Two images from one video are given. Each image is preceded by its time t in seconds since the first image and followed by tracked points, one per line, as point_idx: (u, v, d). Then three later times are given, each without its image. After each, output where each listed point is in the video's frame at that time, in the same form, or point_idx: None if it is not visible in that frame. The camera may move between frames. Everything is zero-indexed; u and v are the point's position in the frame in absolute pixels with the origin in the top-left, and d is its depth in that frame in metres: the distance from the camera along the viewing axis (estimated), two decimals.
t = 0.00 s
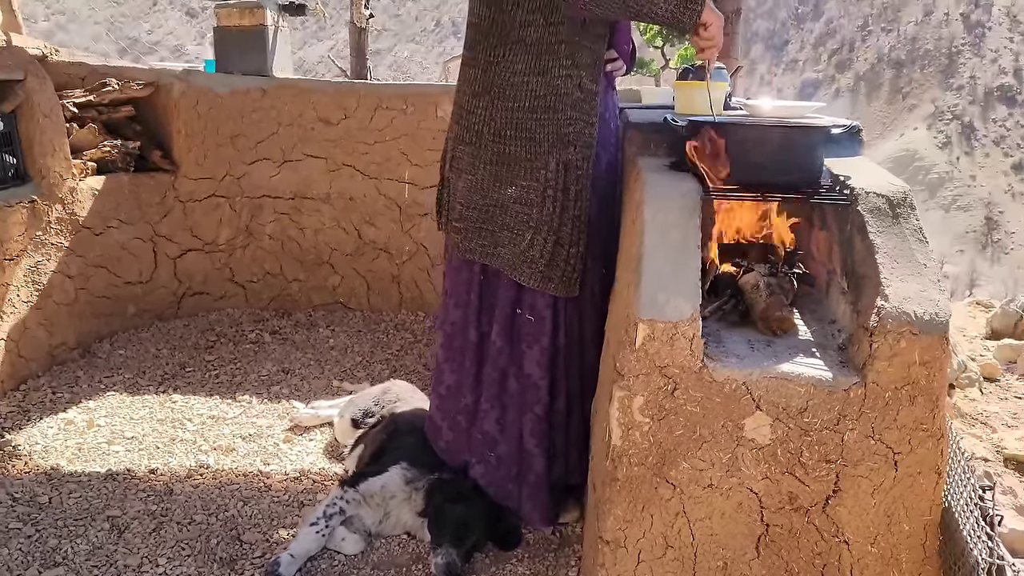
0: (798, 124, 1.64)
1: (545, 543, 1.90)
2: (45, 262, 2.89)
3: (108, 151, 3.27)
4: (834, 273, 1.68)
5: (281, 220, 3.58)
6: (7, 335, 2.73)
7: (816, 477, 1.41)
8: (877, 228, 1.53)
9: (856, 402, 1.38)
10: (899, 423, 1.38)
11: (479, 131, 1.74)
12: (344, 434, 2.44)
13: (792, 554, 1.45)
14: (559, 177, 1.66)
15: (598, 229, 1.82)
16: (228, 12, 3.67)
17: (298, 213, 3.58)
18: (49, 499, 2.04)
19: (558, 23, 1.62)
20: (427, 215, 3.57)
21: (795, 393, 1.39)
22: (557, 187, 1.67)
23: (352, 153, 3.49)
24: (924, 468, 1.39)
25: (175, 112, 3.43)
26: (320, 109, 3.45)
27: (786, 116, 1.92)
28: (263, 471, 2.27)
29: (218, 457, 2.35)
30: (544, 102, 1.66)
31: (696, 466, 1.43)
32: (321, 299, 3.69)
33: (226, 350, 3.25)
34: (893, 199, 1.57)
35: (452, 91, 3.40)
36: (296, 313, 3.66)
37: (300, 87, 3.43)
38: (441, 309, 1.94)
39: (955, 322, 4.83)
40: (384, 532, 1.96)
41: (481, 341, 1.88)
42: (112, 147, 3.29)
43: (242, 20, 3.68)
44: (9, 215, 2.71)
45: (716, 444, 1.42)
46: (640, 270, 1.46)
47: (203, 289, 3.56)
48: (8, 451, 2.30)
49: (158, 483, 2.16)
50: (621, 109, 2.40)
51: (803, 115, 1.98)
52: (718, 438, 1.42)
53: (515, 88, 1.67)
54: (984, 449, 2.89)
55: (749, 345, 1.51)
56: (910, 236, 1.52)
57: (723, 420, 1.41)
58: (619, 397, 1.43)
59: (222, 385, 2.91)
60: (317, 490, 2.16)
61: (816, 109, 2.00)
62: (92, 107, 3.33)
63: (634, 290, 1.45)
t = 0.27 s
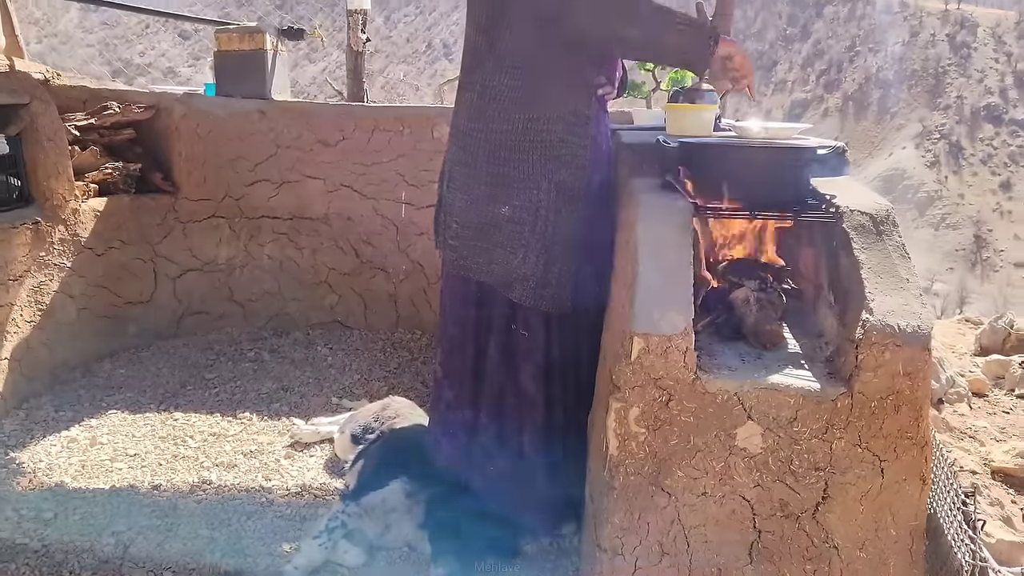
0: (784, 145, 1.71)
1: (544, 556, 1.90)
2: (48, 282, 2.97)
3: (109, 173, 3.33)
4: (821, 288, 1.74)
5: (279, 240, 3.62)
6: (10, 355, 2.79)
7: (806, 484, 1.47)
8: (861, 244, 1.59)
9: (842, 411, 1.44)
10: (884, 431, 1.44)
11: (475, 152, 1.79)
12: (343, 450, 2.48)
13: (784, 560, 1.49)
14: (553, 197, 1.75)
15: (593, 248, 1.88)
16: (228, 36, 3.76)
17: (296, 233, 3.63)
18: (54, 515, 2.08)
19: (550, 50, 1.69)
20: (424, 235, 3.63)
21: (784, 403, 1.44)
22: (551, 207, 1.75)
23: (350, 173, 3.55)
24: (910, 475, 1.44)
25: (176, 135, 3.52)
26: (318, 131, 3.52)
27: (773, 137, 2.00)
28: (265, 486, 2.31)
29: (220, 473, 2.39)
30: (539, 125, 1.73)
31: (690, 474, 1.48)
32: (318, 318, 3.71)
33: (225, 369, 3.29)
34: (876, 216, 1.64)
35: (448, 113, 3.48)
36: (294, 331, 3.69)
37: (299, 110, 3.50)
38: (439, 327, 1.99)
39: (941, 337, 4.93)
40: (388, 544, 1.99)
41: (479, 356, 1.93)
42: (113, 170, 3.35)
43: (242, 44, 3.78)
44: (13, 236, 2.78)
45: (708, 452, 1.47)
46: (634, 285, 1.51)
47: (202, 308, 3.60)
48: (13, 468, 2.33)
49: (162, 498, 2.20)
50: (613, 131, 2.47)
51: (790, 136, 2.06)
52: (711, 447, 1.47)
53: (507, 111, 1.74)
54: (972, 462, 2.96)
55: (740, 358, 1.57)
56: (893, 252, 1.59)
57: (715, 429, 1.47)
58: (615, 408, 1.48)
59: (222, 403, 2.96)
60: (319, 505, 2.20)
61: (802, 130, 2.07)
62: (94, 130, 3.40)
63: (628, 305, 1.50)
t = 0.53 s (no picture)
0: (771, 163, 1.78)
1: (541, 564, 1.90)
2: (51, 299, 3.04)
3: (110, 193, 3.39)
4: (808, 301, 1.81)
5: (277, 257, 3.67)
6: (13, 372, 2.85)
7: (795, 490, 1.52)
8: (845, 259, 1.66)
9: (829, 419, 1.49)
10: (869, 438, 1.50)
11: (476, 171, 1.84)
12: (343, 462, 2.50)
13: (774, 564, 1.54)
14: (551, 214, 1.81)
15: (588, 263, 1.94)
16: (227, 57, 3.80)
17: (294, 250, 3.68)
18: (58, 529, 2.10)
19: (551, 75, 1.78)
20: (421, 252, 3.71)
21: (773, 411, 1.50)
22: (549, 224, 1.81)
23: (347, 192, 3.61)
24: (895, 481, 1.50)
25: (177, 154, 3.57)
26: (316, 151, 3.57)
27: (760, 155, 2.07)
28: (267, 499, 2.35)
29: (222, 486, 2.43)
30: (539, 146, 1.80)
31: (682, 481, 1.53)
32: (316, 334, 3.77)
33: (225, 385, 3.34)
34: (859, 231, 1.71)
35: (444, 132, 3.55)
36: (292, 347, 3.74)
37: (298, 130, 3.55)
38: (438, 340, 2.05)
39: (924, 348, 5.06)
40: (386, 554, 1.97)
41: (478, 369, 1.99)
42: (114, 189, 3.41)
43: (241, 65, 3.82)
44: (17, 254, 2.87)
45: (701, 459, 1.53)
46: (629, 298, 1.57)
47: (201, 325, 3.65)
48: (16, 483, 2.37)
49: (164, 511, 2.24)
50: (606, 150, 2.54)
51: (777, 155, 2.13)
52: (703, 454, 1.52)
53: (510, 132, 1.81)
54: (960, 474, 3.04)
55: (730, 368, 1.62)
56: (876, 265, 1.65)
57: (708, 437, 1.52)
58: (611, 417, 1.53)
59: (222, 418, 3.01)
60: (320, 516, 2.24)
61: (788, 149, 2.15)
62: (95, 150, 3.46)
63: (623, 318, 1.56)
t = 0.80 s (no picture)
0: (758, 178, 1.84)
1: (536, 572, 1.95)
2: (51, 315, 3.08)
3: (110, 210, 3.43)
4: (795, 312, 1.87)
5: (275, 273, 3.73)
6: (13, 387, 2.88)
7: (783, 495, 1.57)
8: (830, 270, 1.72)
9: (816, 424, 1.54)
10: (855, 444, 1.55)
11: (474, 187, 1.91)
12: (342, 474, 2.54)
13: (765, 568, 1.58)
14: (546, 229, 1.86)
15: (582, 276, 2.00)
16: (226, 76, 3.85)
17: (292, 266, 3.73)
18: (61, 540, 2.14)
19: (546, 92, 1.85)
20: (417, 267, 3.76)
21: (761, 418, 1.55)
22: (544, 238, 1.86)
23: (344, 208, 3.67)
24: (879, 485, 1.55)
25: (176, 172, 3.62)
26: (314, 167, 3.63)
27: (748, 170, 2.14)
28: (266, 510, 2.39)
29: (221, 498, 2.47)
30: (533, 163, 1.86)
31: (675, 486, 1.58)
32: (313, 348, 3.81)
33: (223, 400, 3.37)
34: (844, 243, 1.77)
35: (439, 149, 3.62)
36: (289, 361, 3.78)
37: (296, 147, 3.61)
38: (438, 351, 2.10)
39: (909, 358, 5.17)
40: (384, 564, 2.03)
41: (479, 380, 2.02)
42: (114, 207, 3.45)
43: (240, 84, 3.88)
44: (19, 270, 2.91)
45: (693, 465, 1.57)
46: (621, 309, 1.62)
47: (199, 340, 3.68)
48: (18, 496, 2.40)
49: (166, 522, 2.27)
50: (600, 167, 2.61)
51: (765, 170, 2.20)
52: (694, 460, 1.57)
53: (507, 148, 1.87)
54: (952, 489, 3.09)
55: (719, 377, 1.67)
56: (860, 276, 1.71)
57: (699, 443, 1.57)
58: (605, 424, 1.58)
59: (220, 432, 3.04)
60: (319, 527, 2.28)
61: (776, 165, 2.22)
62: (94, 167, 3.48)
63: (616, 328, 1.61)
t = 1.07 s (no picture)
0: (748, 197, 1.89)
1: None
2: (50, 333, 3.10)
3: (109, 229, 3.50)
4: (785, 327, 1.90)
5: (272, 291, 3.76)
6: (13, 406, 2.90)
7: (773, 507, 1.59)
8: (817, 287, 1.76)
9: (804, 438, 1.58)
10: (843, 457, 1.58)
11: (467, 206, 1.95)
12: (337, 490, 2.56)
13: None
14: (538, 246, 1.90)
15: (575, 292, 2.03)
16: (224, 96, 3.89)
17: (289, 284, 3.77)
18: (59, 557, 2.16)
19: (540, 113, 1.88)
20: (413, 285, 3.79)
21: (751, 432, 1.58)
22: (536, 256, 1.89)
23: (341, 226, 3.71)
24: (868, 497, 1.58)
25: (174, 191, 3.66)
26: (311, 187, 3.67)
27: (737, 189, 2.19)
28: (263, 527, 2.40)
29: (219, 515, 2.49)
30: (526, 182, 1.89)
31: (666, 499, 1.61)
32: (310, 365, 3.83)
33: (221, 417, 3.40)
34: (831, 261, 1.81)
35: (436, 168, 3.66)
36: (286, 379, 3.79)
37: (293, 167, 3.64)
38: (434, 367, 2.13)
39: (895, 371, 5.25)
40: None
41: (473, 396, 2.07)
42: (113, 225, 3.52)
43: (238, 104, 3.91)
44: (19, 288, 2.95)
45: (684, 479, 1.60)
46: (613, 325, 1.66)
47: (197, 357, 3.71)
48: (16, 513, 2.42)
49: (163, 539, 2.28)
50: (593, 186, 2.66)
51: (755, 188, 2.25)
52: (686, 474, 1.60)
53: (499, 167, 1.90)
54: (945, 502, 3.13)
55: (710, 392, 1.71)
56: (846, 292, 1.75)
57: (691, 457, 1.60)
58: (597, 438, 1.61)
59: (218, 450, 3.07)
60: (315, 544, 2.29)
61: (765, 183, 2.27)
62: (94, 187, 3.56)
63: (608, 344, 1.65)
